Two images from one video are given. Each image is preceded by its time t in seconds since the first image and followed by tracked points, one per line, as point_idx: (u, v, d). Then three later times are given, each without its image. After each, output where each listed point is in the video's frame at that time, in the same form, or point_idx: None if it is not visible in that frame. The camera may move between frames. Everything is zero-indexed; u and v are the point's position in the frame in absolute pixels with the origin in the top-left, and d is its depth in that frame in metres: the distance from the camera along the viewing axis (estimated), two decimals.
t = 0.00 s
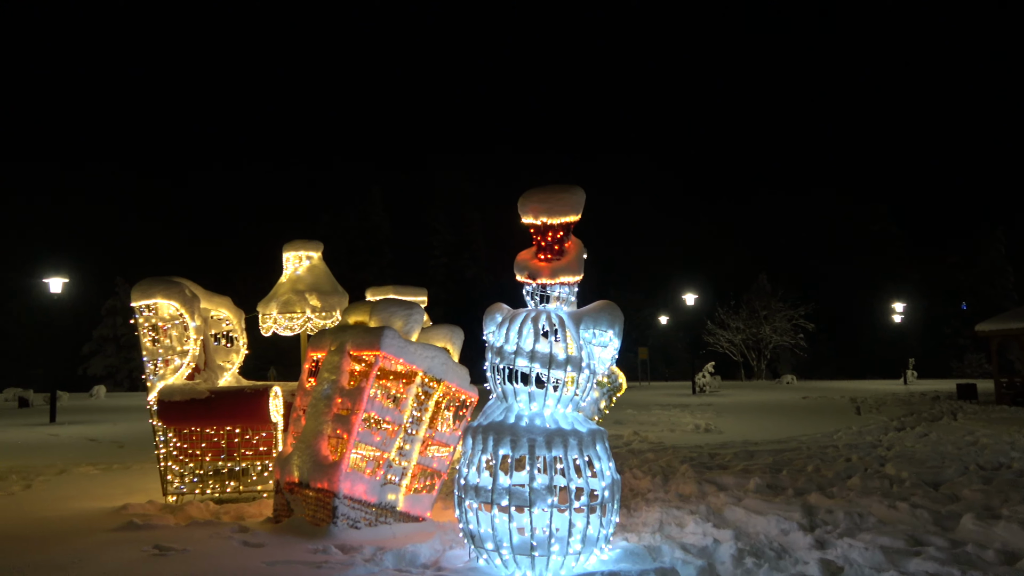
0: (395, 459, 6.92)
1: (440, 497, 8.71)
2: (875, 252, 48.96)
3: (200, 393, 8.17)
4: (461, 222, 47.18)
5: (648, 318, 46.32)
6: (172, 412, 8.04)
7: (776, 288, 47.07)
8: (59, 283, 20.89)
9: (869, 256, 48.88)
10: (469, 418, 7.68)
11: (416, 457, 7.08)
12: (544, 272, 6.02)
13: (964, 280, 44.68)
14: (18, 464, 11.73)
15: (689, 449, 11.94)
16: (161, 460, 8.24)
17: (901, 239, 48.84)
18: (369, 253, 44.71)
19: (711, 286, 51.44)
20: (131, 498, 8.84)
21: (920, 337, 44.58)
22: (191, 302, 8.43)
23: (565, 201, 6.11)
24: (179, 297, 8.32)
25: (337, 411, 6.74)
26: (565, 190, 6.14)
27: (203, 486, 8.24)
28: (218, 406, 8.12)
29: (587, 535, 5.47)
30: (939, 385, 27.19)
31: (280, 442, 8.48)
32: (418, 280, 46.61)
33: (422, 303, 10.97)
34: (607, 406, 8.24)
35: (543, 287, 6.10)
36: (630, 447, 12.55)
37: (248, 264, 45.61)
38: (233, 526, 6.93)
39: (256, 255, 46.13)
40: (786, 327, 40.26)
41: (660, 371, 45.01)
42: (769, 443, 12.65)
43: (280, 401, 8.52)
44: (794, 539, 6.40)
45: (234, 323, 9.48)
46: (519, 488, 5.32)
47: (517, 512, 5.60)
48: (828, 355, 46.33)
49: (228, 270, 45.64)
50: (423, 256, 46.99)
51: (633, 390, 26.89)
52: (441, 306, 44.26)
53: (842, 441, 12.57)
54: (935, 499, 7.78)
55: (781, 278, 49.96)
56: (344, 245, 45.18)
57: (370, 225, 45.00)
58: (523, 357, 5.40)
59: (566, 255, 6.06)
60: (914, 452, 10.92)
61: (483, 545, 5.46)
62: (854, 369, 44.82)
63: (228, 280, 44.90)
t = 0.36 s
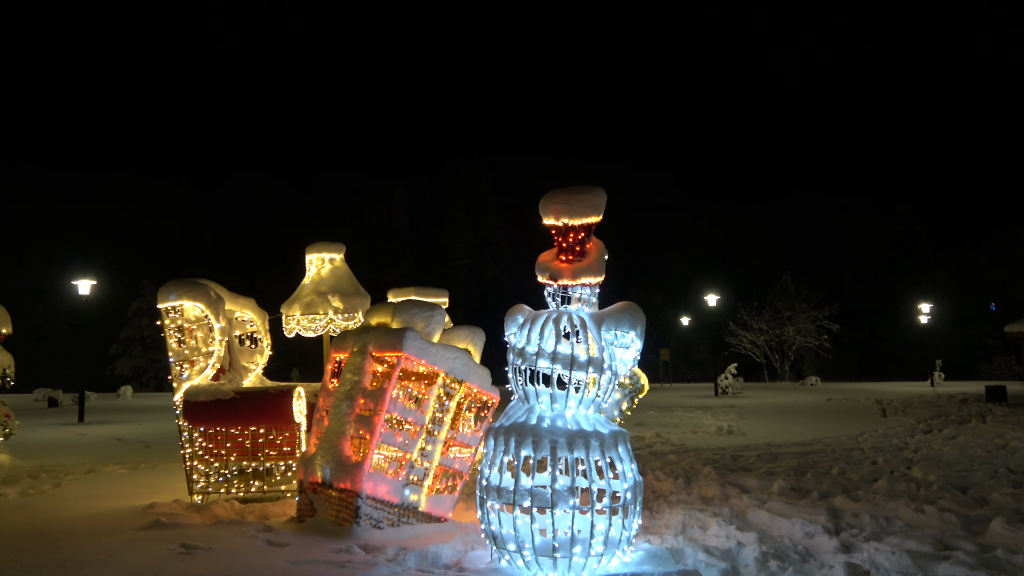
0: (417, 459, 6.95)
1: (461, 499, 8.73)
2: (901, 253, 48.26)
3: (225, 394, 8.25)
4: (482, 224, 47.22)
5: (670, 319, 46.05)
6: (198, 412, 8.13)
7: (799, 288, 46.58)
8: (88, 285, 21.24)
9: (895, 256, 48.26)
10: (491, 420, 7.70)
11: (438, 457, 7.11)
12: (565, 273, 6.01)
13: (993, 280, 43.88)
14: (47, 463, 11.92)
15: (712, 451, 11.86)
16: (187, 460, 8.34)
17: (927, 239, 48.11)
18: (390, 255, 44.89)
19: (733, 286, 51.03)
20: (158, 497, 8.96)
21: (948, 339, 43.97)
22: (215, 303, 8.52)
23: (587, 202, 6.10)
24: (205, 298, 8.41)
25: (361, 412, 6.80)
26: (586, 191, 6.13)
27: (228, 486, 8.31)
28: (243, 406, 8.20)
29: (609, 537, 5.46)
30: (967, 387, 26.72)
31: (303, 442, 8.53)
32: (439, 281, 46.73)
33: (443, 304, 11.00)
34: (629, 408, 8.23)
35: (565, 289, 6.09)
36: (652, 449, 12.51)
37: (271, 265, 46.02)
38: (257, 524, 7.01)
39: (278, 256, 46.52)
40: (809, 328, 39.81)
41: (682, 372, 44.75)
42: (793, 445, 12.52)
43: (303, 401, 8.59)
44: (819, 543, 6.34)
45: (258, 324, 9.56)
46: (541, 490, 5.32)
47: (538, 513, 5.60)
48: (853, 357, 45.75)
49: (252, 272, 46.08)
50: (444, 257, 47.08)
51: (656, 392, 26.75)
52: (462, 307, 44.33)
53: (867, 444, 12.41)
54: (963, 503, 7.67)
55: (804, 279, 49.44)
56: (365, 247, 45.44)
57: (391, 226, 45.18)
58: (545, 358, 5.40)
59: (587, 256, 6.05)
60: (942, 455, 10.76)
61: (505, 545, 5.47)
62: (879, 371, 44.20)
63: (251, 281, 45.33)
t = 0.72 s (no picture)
0: (439, 460, 6.97)
1: (483, 500, 8.74)
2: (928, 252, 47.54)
3: (249, 395, 8.34)
4: (502, 225, 47.25)
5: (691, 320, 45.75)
6: (222, 412, 8.23)
7: (823, 289, 46.04)
8: (115, 287, 21.54)
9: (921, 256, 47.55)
10: (513, 421, 7.69)
11: (460, 458, 7.13)
12: (587, 274, 6.00)
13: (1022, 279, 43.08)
14: (76, 463, 12.10)
15: (736, 453, 11.75)
16: (212, 460, 8.43)
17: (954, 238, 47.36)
18: (411, 256, 45.04)
19: (755, 287, 50.60)
20: (183, 496, 9.06)
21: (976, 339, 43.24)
22: (240, 305, 8.60)
23: (608, 202, 6.08)
24: (229, 300, 8.48)
25: (382, 413, 6.83)
26: (608, 192, 6.11)
27: (252, 486, 8.41)
28: (266, 407, 8.29)
29: (631, 539, 5.43)
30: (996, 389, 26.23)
31: (325, 443, 8.59)
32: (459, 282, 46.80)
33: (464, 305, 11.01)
34: (651, 409, 8.20)
35: (586, 290, 6.09)
36: (674, 450, 12.43)
37: (293, 267, 46.38)
38: (281, 524, 7.07)
39: (300, 258, 46.87)
40: (834, 329, 39.32)
41: (704, 374, 44.43)
42: (818, 447, 12.39)
43: (326, 402, 8.67)
44: (845, 546, 6.27)
45: (282, 325, 9.63)
46: (563, 490, 5.31)
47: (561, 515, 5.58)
48: (879, 358, 45.15)
49: (274, 274, 46.49)
50: (465, 258, 47.15)
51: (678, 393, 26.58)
52: (483, 308, 44.38)
53: (894, 446, 12.23)
54: (993, 506, 7.53)
55: (828, 279, 48.89)
56: (386, 248, 45.64)
57: (412, 228, 45.35)
58: (566, 359, 5.39)
59: (609, 257, 6.03)
60: (971, 458, 10.57)
61: (527, 547, 5.46)
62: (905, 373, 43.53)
63: (274, 283, 45.74)
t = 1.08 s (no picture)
0: (462, 461, 6.98)
1: (506, 501, 8.74)
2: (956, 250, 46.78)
3: (274, 397, 8.41)
4: (523, 226, 47.26)
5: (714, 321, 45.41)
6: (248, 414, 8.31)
7: (849, 288, 45.48)
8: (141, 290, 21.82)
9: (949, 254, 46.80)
10: (536, 422, 7.68)
11: (483, 459, 7.13)
12: (609, 275, 5.98)
13: None
14: (106, 463, 12.31)
15: (760, 455, 11.65)
16: (238, 461, 8.51)
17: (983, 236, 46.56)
18: (432, 258, 45.17)
19: (780, 287, 50.11)
20: (209, 497, 9.17)
21: (1006, 339, 42.46)
22: (264, 308, 8.67)
23: (630, 203, 6.05)
24: (253, 303, 8.56)
25: (406, 415, 6.85)
26: (630, 192, 6.07)
27: (277, 487, 8.48)
28: (290, 408, 8.35)
29: (656, 541, 5.39)
30: None
31: (349, 444, 8.64)
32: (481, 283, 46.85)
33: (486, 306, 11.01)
34: (675, 411, 8.16)
35: (608, 291, 6.06)
36: (699, 452, 12.34)
37: (316, 270, 46.74)
38: (306, 525, 7.12)
39: (323, 261, 47.23)
40: (860, 329, 38.83)
41: (728, 374, 44.10)
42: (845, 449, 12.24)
43: (350, 404, 8.71)
44: (874, 549, 6.18)
45: (306, 328, 9.69)
46: (586, 493, 5.29)
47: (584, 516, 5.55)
48: (907, 359, 44.50)
49: (298, 277, 46.88)
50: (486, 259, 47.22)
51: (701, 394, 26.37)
52: (505, 310, 44.41)
53: (922, 448, 12.05)
54: None
55: (854, 279, 48.28)
56: (407, 250, 45.80)
57: (433, 230, 45.52)
58: (589, 361, 5.37)
59: (631, 257, 6.00)
60: (1002, 460, 10.38)
61: (551, 549, 5.45)
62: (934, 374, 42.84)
63: (298, 286, 46.13)
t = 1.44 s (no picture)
0: (492, 463, 6.99)
1: (537, 503, 8.72)
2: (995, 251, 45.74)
3: (306, 397, 8.49)
4: (552, 227, 47.20)
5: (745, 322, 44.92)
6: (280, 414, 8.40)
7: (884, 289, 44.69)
8: (177, 292, 22.17)
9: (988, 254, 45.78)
10: (566, 424, 7.65)
11: (513, 461, 7.13)
12: (639, 276, 5.95)
13: None
14: (143, 462, 12.52)
15: (794, 458, 11.49)
16: (271, 461, 8.61)
17: None
18: (461, 259, 45.28)
19: (812, 288, 49.41)
20: (244, 496, 9.28)
21: None
22: (297, 309, 8.76)
23: (661, 204, 5.99)
24: (286, 304, 8.64)
25: (437, 415, 6.87)
26: (661, 192, 6.01)
27: (310, 487, 8.56)
28: (322, 409, 8.43)
29: (688, 545, 5.34)
30: None
31: (380, 445, 8.70)
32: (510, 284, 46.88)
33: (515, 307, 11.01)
34: (707, 413, 8.08)
35: (638, 291, 6.02)
36: (731, 455, 12.20)
37: (346, 272, 47.14)
38: (338, 525, 7.17)
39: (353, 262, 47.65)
40: (896, 330, 38.13)
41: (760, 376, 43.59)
42: (881, 453, 12.01)
43: (381, 405, 8.77)
44: (912, 555, 6.07)
45: (337, 329, 9.77)
46: (618, 495, 5.26)
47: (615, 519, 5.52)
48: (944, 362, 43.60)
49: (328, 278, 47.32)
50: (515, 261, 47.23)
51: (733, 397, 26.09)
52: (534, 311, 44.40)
53: (962, 452, 11.78)
54: None
55: (889, 280, 47.43)
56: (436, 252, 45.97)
57: (462, 231, 45.67)
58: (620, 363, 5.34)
59: (661, 259, 5.96)
60: None
61: (582, 551, 5.42)
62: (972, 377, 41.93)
63: (329, 287, 46.57)
